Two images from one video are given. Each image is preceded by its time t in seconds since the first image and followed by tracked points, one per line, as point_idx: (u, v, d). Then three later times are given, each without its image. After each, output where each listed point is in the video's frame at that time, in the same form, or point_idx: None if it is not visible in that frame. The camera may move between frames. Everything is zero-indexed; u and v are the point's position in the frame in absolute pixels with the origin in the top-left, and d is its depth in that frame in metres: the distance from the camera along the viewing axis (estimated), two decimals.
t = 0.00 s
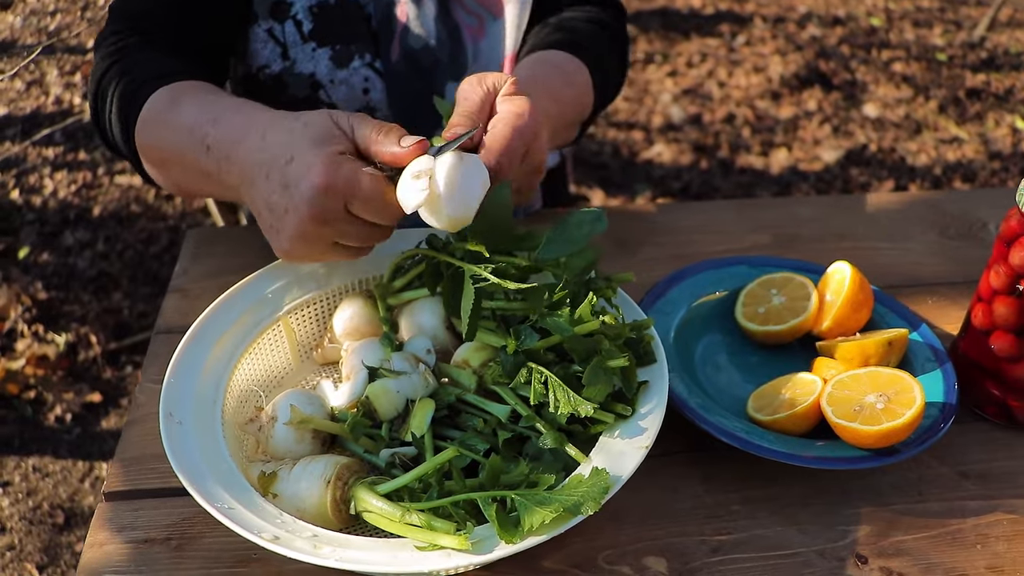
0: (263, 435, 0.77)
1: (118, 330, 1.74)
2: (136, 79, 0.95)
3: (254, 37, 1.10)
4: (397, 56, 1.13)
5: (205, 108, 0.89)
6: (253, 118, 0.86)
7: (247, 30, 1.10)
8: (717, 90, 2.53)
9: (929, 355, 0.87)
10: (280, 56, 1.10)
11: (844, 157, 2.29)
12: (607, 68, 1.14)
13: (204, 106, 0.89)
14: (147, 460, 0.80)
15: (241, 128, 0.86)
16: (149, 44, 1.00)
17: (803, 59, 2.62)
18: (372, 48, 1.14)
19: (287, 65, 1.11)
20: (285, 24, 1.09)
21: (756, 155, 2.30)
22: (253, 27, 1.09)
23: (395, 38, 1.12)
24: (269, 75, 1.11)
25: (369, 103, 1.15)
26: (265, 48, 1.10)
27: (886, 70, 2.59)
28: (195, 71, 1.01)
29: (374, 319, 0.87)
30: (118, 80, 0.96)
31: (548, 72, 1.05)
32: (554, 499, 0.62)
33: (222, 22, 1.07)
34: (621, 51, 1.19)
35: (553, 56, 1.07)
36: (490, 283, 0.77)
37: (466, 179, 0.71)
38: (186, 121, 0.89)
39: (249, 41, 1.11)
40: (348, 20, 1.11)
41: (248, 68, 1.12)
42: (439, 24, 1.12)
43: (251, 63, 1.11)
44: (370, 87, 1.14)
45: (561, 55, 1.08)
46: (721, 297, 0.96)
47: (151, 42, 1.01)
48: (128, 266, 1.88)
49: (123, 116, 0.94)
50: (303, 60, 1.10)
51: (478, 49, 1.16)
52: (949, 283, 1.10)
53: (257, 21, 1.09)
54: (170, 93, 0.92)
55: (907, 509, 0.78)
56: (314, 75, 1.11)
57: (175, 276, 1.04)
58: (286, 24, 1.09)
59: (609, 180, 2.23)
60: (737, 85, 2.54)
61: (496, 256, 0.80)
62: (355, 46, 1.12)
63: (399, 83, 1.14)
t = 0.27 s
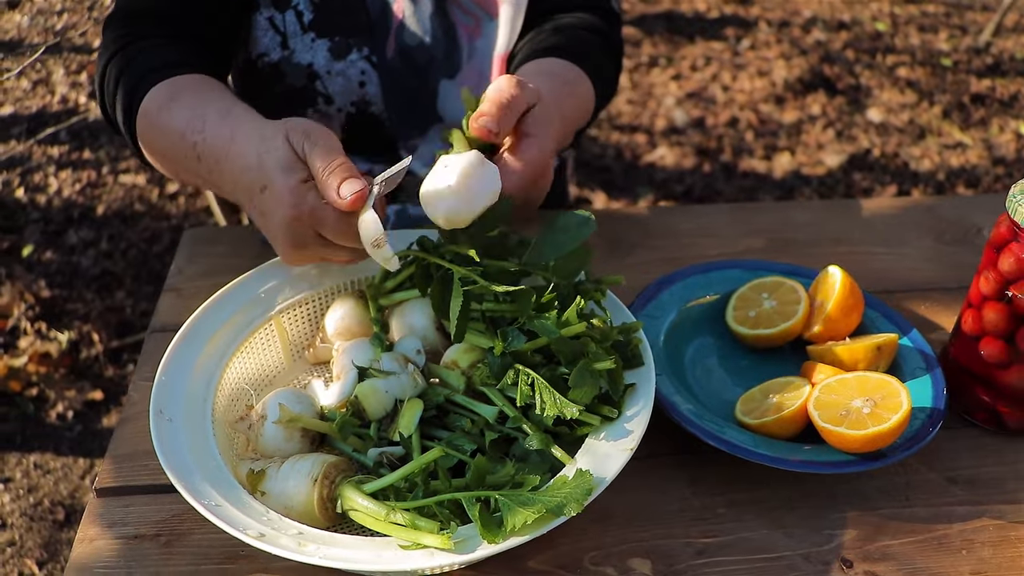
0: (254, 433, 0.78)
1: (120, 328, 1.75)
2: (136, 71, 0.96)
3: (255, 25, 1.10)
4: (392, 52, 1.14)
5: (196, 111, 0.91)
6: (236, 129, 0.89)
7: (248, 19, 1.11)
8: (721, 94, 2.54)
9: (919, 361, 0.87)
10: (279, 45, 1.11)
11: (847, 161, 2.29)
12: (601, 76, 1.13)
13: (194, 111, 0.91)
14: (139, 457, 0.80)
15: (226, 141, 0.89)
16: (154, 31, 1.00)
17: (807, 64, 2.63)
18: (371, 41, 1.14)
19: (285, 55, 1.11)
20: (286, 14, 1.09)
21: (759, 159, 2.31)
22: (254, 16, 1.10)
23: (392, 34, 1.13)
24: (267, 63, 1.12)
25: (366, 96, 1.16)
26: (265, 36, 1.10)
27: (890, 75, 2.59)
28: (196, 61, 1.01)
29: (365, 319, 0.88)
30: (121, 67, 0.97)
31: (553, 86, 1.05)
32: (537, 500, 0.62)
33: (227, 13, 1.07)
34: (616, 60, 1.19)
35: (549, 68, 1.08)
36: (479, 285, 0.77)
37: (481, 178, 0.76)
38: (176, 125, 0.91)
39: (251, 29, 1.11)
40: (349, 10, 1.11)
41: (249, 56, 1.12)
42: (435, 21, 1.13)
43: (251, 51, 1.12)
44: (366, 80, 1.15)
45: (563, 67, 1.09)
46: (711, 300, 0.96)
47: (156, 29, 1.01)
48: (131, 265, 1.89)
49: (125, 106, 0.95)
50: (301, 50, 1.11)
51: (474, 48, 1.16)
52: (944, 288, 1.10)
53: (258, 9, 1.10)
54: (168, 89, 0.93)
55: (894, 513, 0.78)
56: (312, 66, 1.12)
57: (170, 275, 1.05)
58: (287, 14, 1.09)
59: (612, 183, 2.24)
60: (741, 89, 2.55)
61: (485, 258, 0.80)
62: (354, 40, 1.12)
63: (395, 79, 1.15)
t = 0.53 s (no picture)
0: (255, 433, 0.79)
1: (133, 327, 1.77)
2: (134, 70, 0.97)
3: (267, 37, 1.12)
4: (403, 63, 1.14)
5: (186, 87, 0.92)
6: (219, 93, 0.90)
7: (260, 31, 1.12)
8: (735, 101, 2.54)
9: (921, 371, 0.87)
10: (291, 56, 1.13)
11: (861, 170, 2.28)
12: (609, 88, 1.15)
13: (184, 86, 0.93)
14: (143, 455, 0.81)
15: (210, 106, 0.89)
16: (148, 34, 1.02)
17: (823, 71, 2.64)
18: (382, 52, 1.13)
19: (296, 66, 1.13)
20: (297, 25, 1.10)
21: (773, 166, 2.30)
22: (266, 27, 1.12)
23: (403, 46, 1.13)
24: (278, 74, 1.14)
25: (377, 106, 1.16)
26: (276, 47, 1.12)
27: (906, 84, 2.60)
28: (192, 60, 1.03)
29: (368, 322, 0.88)
30: (122, 68, 0.98)
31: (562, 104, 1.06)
32: (532, 504, 0.63)
33: (226, 16, 1.09)
34: (625, 71, 1.20)
35: (561, 85, 1.09)
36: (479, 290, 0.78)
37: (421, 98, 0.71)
38: (165, 106, 0.92)
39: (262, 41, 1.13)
40: (359, 23, 1.11)
41: (260, 66, 1.15)
42: (446, 31, 1.13)
43: (263, 61, 1.14)
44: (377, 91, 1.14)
45: (574, 89, 1.10)
46: (713, 309, 0.96)
47: (150, 34, 1.02)
48: (145, 264, 1.92)
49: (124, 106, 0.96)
50: (312, 61, 1.12)
51: (485, 57, 1.18)
52: (949, 299, 1.09)
53: (269, 21, 1.11)
54: (159, 79, 0.94)
55: (893, 524, 0.78)
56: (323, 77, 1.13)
57: (179, 276, 1.07)
58: (298, 26, 1.10)
59: (624, 189, 2.24)
60: (755, 97, 2.55)
61: (486, 263, 0.81)
62: (365, 50, 1.12)
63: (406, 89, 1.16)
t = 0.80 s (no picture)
0: (258, 427, 0.80)
1: (145, 324, 1.79)
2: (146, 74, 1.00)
3: (273, 38, 1.13)
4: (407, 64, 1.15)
5: (201, 89, 0.96)
6: (233, 98, 0.92)
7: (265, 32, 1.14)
8: (749, 104, 2.55)
9: (922, 374, 0.87)
10: (297, 57, 1.14)
11: (874, 175, 2.28)
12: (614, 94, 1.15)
13: (200, 88, 0.96)
14: (147, 448, 0.83)
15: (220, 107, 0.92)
16: (156, 35, 1.04)
17: (837, 76, 2.64)
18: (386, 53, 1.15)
19: (302, 67, 1.14)
20: (303, 26, 1.12)
21: (786, 170, 2.30)
22: (271, 29, 1.13)
23: (408, 48, 1.14)
24: (284, 75, 1.15)
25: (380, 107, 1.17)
26: (281, 49, 1.14)
27: (922, 89, 2.60)
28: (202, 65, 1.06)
29: (371, 319, 0.89)
30: (131, 67, 1.00)
31: (551, 99, 1.06)
32: (527, 500, 0.63)
33: (236, 20, 1.11)
34: (629, 75, 1.20)
35: (557, 83, 1.10)
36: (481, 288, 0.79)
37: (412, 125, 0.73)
38: (176, 104, 0.95)
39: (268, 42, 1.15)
40: (364, 25, 1.13)
41: (267, 68, 1.16)
42: (451, 34, 1.14)
43: (269, 63, 1.15)
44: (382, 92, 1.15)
45: (573, 87, 1.10)
46: (715, 311, 0.96)
47: (157, 35, 1.04)
48: (158, 262, 1.94)
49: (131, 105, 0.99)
50: (318, 63, 1.14)
51: (489, 59, 1.19)
52: (955, 303, 1.09)
53: (275, 23, 1.13)
54: (172, 79, 0.98)
55: (890, 527, 0.78)
56: (328, 78, 1.14)
57: (187, 272, 1.08)
58: (304, 27, 1.12)
59: (636, 192, 2.24)
60: (769, 100, 2.56)
61: (488, 262, 0.81)
62: (370, 52, 1.13)
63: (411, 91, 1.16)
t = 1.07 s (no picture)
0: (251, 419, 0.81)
1: (151, 319, 1.81)
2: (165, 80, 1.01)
3: (273, 39, 1.15)
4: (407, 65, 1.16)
5: (222, 107, 0.96)
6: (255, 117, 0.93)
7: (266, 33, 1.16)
8: (757, 108, 2.56)
9: (908, 374, 0.87)
10: (296, 58, 1.15)
11: (881, 179, 2.30)
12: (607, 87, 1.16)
13: (220, 104, 0.96)
14: (143, 438, 0.84)
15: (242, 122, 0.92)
16: (167, 43, 1.07)
17: (845, 79, 2.67)
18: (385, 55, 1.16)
19: (302, 68, 1.15)
20: (303, 27, 1.13)
21: (792, 174, 2.32)
22: (273, 30, 1.15)
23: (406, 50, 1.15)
24: (284, 75, 1.16)
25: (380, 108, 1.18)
26: (282, 50, 1.15)
27: (930, 94, 2.64)
28: (215, 73, 1.08)
29: (365, 315, 0.91)
30: (149, 75, 1.02)
31: (525, 73, 1.06)
32: (510, 492, 0.64)
33: (243, 26, 1.14)
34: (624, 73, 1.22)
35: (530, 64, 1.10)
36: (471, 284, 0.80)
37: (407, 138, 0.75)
38: (196, 119, 0.95)
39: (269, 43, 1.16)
40: (363, 27, 1.14)
41: (268, 69, 1.17)
42: (449, 35, 1.16)
43: (269, 63, 1.17)
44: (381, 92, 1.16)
45: (548, 67, 1.11)
46: (705, 311, 0.97)
47: (168, 41, 1.07)
48: (164, 259, 1.96)
49: (148, 113, 0.99)
50: (317, 63, 1.15)
51: (487, 60, 1.21)
52: (947, 306, 1.10)
53: (276, 24, 1.14)
54: (193, 94, 0.98)
55: (873, 525, 0.79)
56: (327, 78, 1.15)
57: (187, 266, 1.10)
58: (304, 28, 1.13)
59: (642, 194, 2.25)
60: (777, 104, 2.58)
61: (479, 259, 0.83)
62: (369, 53, 1.14)
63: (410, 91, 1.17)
